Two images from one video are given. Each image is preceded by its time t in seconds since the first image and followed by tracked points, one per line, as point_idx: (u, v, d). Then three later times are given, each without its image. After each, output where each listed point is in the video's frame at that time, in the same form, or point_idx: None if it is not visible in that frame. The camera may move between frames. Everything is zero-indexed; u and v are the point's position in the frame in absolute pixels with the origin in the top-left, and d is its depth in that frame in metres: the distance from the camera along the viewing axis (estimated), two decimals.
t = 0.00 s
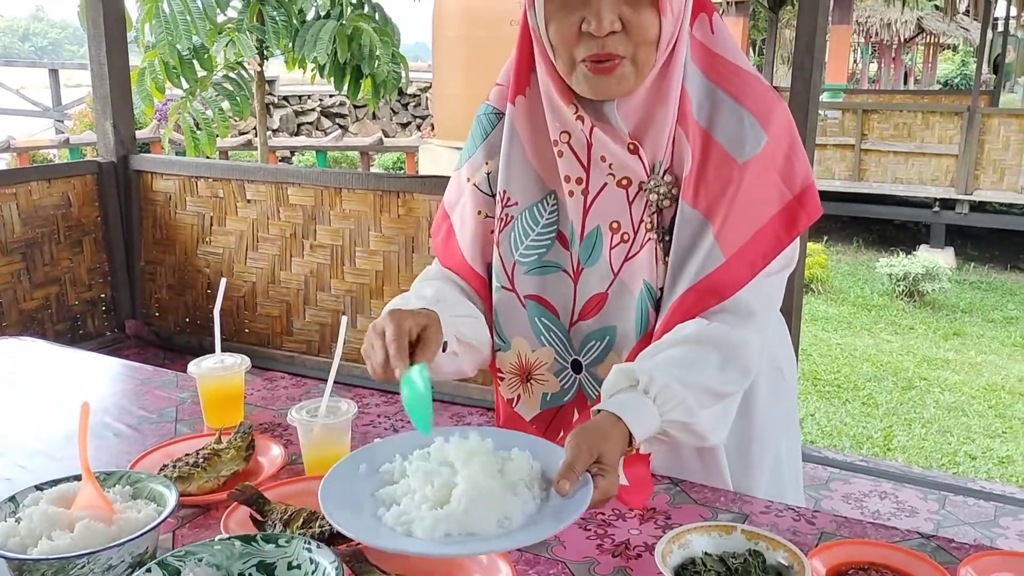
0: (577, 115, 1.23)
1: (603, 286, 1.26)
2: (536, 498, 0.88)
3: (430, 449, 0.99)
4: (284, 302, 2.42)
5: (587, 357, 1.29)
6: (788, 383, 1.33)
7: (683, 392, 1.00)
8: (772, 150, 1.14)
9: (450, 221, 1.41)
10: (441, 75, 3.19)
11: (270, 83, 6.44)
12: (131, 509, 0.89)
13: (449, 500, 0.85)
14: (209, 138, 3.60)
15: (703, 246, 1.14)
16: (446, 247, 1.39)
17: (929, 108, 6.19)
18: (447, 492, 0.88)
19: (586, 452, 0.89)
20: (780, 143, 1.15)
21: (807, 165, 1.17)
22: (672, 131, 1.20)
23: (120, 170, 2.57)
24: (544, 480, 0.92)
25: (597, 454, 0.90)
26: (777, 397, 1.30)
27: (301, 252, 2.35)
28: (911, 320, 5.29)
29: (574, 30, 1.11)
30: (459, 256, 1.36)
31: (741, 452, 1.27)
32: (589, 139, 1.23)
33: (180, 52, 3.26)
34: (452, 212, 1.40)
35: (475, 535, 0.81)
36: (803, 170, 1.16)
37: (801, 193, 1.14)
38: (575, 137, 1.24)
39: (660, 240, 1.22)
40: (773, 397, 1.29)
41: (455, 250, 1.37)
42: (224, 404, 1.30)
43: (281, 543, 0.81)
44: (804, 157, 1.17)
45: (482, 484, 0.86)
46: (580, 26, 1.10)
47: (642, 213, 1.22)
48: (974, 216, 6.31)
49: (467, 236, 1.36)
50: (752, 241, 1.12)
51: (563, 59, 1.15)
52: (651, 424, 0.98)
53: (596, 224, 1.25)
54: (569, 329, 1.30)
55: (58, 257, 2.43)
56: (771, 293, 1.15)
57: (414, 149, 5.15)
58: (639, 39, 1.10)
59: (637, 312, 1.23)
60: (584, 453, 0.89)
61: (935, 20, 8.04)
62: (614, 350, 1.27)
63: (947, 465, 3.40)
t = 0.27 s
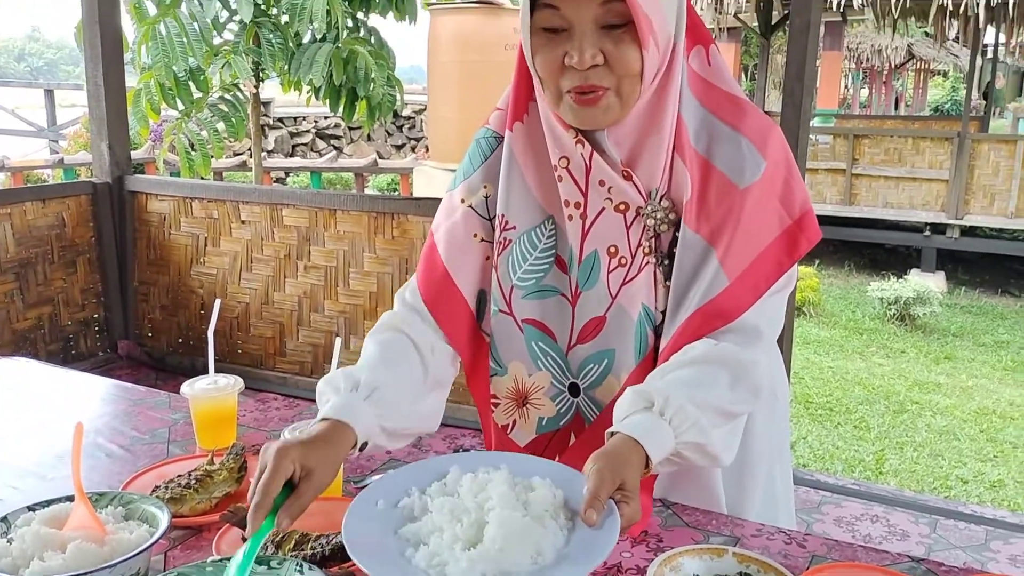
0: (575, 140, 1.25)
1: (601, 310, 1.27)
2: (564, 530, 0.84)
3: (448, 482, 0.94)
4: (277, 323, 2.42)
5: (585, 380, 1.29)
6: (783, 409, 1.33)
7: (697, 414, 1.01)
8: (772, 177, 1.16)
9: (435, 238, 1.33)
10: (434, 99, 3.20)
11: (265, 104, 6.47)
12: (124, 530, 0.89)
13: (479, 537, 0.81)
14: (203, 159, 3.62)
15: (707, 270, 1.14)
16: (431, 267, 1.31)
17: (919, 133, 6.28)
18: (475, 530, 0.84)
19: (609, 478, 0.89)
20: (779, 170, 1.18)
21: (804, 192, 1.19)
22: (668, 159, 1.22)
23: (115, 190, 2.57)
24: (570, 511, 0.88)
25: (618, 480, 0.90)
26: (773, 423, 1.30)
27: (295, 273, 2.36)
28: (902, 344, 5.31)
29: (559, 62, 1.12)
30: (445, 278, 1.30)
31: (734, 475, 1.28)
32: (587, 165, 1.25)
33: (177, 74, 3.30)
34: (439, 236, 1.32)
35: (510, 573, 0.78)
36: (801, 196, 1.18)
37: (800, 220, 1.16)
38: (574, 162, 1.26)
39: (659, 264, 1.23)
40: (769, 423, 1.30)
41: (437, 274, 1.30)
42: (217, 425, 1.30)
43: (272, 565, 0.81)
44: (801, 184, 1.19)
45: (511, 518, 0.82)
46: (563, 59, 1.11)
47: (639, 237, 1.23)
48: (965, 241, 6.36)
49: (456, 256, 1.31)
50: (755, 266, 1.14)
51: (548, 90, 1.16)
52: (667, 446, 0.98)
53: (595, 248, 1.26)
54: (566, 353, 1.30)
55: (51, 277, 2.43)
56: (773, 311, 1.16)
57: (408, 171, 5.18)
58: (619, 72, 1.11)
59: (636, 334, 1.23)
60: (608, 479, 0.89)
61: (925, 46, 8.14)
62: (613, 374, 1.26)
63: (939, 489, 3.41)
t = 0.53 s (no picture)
0: (564, 164, 1.26)
1: (593, 333, 1.28)
2: (558, 531, 0.85)
3: (440, 485, 0.95)
4: (268, 345, 2.41)
5: (577, 405, 1.29)
6: (772, 432, 1.34)
7: (694, 423, 1.01)
8: (761, 196, 1.16)
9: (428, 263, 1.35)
10: (427, 124, 3.22)
11: (257, 127, 6.48)
12: (114, 551, 0.89)
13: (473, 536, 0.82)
14: (195, 181, 3.62)
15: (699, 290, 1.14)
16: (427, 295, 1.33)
17: (907, 160, 6.30)
18: (469, 530, 0.85)
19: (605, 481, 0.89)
20: (769, 189, 1.18)
21: (794, 212, 1.19)
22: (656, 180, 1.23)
23: (107, 211, 2.57)
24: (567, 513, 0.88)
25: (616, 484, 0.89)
26: (762, 445, 1.31)
27: (287, 295, 2.36)
28: (893, 369, 5.32)
29: (546, 87, 1.13)
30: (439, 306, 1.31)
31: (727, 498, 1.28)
32: (576, 189, 1.26)
33: (170, 97, 3.32)
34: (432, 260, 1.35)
35: (501, 570, 0.79)
36: (791, 215, 1.18)
37: (790, 238, 1.17)
38: (562, 187, 1.27)
39: (648, 285, 1.23)
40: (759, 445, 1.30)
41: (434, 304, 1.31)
42: (208, 447, 1.29)
43: None
44: (790, 204, 1.20)
45: (506, 518, 0.83)
46: (549, 85, 1.13)
47: (629, 259, 1.24)
48: (953, 266, 6.39)
49: (446, 282, 1.32)
50: (747, 285, 1.13)
51: (538, 114, 1.17)
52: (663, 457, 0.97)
53: (584, 271, 1.27)
54: (557, 377, 1.30)
55: (42, 298, 2.42)
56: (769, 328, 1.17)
57: (400, 194, 5.19)
58: (604, 96, 1.12)
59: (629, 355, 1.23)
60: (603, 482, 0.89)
61: (913, 74, 8.23)
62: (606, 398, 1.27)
63: (930, 514, 3.41)
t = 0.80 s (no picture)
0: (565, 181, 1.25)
1: (595, 346, 1.25)
2: (510, 498, 0.93)
3: (412, 453, 1.04)
4: (271, 352, 2.42)
5: (582, 419, 1.27)
6: (774, 437, 1.33)
7: (670, 421, 1.05)
8: (759, 204, 1.18)
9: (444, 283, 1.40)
10: (432, 133, 3.23)
11: (261, 135, 6.49)
12: (119, 557, 0.89)
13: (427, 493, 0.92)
14: (200, 190, 3.62)
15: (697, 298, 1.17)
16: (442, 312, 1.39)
17: (910, 171, 6.34)
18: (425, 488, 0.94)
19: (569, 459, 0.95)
20: (767, 197, 1.20)
21: (791, 215, 1.22)
22: (660, 191, 1.22)
23: (112, 219, 2.58)
24: (520, 482, 0.97)
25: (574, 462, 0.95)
26: (764, 451, 1.31)
27: (291, 303, 2.36)
28: (895, 380, 5.32)
29: (572, 109, 1.12)
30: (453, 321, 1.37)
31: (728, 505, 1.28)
32: (577, 204, 1.24)
33: (175, 105, 3.33)
34: (444, 272, 1.40)
35: (449, 527, 0.87)
36: (788, 220, 1.20)
37: (789, 244, 1.19)
38: (563, 203, 1.25)
39: (649, 296, 1.25)
40: (760, 452, 1.30)
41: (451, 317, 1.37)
42: (212, 454, 1.29)
43: None
44: (788, 208, 1.22)
45: (460, 481, 0.92)
46: (575, 107, 1.12)
47: (632, 271, 1.23)
48: (956, 278, 6.39)
49: (460, 299, 1.36)
50: (743, 293, 1.17)
51: (560, 135, 1.16)
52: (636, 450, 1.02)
53: (587, 284, 1.24)
54: (563, 392, 1.28)
55: (46, 305, 2.43)
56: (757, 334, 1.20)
57: (403, 203, 5.20)
58: (631, 115, 1.12)
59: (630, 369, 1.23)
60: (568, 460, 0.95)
61: (915, 86, 8.26)
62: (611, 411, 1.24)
63: (932, 526, 3.40)
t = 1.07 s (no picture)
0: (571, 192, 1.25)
1: (595, 355, 1.26)
2: (440, 482, 0.98)
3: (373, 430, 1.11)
4: (275, 355, 2.42)
5: (582, 427, 1.28)
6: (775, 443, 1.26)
7: (675, 465, 0.98)
8: (760, 219, 1.15)
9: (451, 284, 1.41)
10: (435, 136, 3.24)
11: (264, 138, 6.50)
12: (122, 557, 0.90)
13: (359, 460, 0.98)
14: (203, 193, 3.62)
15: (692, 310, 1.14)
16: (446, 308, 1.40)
17: (913, 176, 6.34)
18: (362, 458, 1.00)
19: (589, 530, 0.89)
20: (768, 213, 1.17)
21: (791, 236, 1.18)
22: (664, 203, 1.22)
23: (116, 221, 2.59)
24: (457, 472, 1.02)
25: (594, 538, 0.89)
26: (768, 463, 1.24)
27: (294, 305, 2.36)
28: (898, 384, 5.31)
29: (582, 116, 1.12)
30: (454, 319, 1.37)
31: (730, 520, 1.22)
32: (580, 215, 1.25)
33: (179, 108, 3.34)
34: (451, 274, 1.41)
35: (367, 494, 0.93)
36: (788, 240, 1.17)
37: (787, 262, 1.15)
38: (565, 213, 1.26)
39: (651, 308, 1.22)
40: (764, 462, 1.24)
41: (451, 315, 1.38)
42: (215, 456, 1.29)
43: None
44: (790, 228, 1.18)
45: (393, 456, 0.98)
46: (584, 114, 1.12)
47: (633, 282, 1.23)
48: (959, 282, 6.38)
49: (464, 303, 1.36)
50: (738, 306, 1.12)
51: (566, 141, 1.16)
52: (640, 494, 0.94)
53: (588, 294, 1.25)
54: (565, 399, 1.29)
55: (50, 306, 2.43)
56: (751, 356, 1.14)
57: (406, 206, 5.21)
58: (641, 124, 1.12)
59: (628, 379, 1.23)
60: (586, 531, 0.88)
61: (919, 90, 8.26)
62: (608, 420, 1.25)
63: (936, 530, 3.40)
